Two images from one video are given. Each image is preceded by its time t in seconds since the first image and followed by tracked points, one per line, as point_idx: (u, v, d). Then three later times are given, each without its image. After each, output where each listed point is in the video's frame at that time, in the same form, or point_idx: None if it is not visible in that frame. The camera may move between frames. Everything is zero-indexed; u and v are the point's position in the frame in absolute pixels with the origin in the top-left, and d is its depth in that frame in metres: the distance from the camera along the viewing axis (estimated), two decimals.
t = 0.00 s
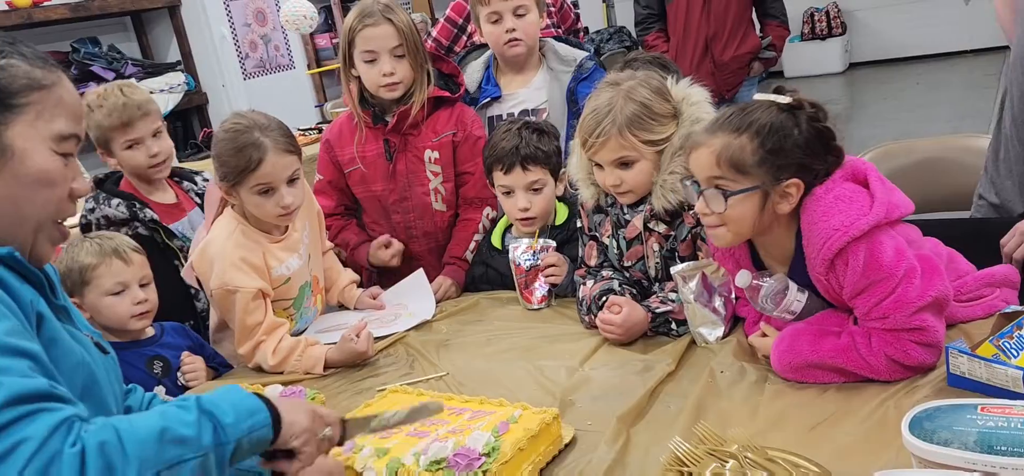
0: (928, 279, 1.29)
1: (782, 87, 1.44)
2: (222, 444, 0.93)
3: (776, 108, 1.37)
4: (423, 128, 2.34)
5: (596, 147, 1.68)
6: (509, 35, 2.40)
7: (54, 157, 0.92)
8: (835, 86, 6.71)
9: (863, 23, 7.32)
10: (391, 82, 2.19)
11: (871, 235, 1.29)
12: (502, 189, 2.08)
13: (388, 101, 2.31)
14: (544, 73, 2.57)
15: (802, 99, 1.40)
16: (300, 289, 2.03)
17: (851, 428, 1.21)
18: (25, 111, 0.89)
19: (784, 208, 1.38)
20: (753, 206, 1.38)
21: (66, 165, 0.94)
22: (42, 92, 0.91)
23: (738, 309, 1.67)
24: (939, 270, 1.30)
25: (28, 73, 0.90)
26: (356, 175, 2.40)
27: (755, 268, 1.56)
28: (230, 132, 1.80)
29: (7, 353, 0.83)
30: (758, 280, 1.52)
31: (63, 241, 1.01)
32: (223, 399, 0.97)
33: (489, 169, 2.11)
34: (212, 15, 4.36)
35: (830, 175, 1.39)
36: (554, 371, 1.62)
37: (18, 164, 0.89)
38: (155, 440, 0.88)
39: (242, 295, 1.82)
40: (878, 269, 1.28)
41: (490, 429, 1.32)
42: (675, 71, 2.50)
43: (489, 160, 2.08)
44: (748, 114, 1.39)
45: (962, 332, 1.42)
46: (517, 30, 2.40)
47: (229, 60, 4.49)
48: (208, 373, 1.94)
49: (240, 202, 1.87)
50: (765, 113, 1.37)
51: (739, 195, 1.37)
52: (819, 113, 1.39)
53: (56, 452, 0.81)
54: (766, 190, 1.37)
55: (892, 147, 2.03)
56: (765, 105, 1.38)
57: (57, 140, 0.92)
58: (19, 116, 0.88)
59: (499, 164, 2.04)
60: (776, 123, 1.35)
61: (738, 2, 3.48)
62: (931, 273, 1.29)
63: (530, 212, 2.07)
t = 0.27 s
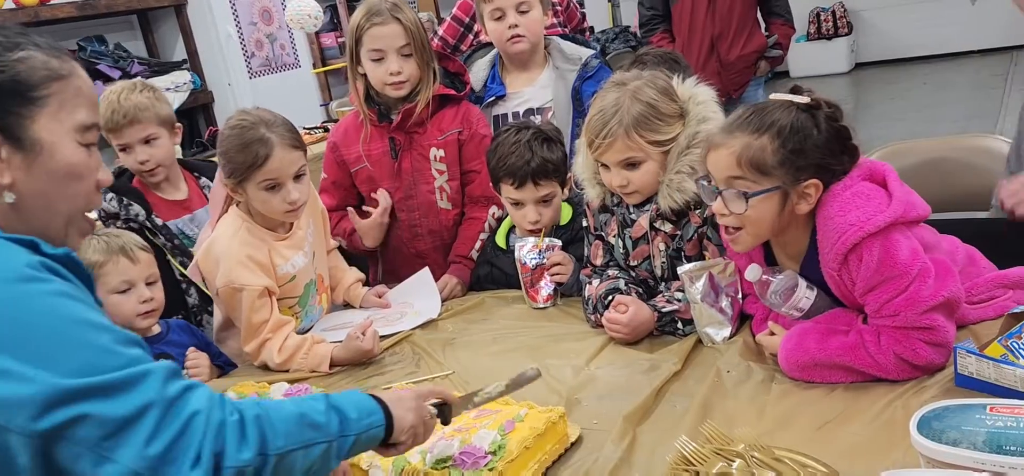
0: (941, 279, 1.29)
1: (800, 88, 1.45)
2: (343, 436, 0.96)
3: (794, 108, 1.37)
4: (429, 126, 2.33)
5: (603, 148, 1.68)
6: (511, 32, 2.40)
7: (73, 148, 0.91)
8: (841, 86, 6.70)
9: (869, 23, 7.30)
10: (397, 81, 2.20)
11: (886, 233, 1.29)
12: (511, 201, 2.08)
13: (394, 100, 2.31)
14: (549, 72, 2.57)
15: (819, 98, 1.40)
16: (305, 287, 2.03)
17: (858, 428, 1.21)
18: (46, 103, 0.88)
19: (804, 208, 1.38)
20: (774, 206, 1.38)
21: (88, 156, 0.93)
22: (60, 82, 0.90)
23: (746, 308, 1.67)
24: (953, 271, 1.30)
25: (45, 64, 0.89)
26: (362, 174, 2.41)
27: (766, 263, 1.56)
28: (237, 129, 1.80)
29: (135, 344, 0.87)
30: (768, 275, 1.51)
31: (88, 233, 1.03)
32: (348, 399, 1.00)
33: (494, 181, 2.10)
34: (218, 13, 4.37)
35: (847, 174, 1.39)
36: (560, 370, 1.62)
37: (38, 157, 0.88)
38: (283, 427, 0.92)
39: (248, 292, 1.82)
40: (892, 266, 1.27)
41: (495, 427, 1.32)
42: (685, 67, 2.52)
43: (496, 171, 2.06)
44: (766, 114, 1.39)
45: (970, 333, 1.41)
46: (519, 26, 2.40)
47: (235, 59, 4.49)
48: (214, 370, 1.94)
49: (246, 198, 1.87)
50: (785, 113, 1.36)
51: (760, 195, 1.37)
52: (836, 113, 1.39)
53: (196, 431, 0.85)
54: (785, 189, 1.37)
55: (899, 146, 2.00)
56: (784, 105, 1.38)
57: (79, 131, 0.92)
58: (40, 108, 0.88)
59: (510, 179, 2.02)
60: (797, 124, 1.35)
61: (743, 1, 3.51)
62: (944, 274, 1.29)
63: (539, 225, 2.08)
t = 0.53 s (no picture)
0: (948, 278, 1.29)
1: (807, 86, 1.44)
2: (374, 423, 1.00)
3: (800, 107, 1.37)
4: (437, 123, 2.33)
5: (610, 148, 1.67)
6: (512, 29, 2.41)
7: (117, 151, 0.91)
8: (847, 85, 6.69)
9: (876, 23, 7.29)
10: (407, 79, 2.22)
11: (891, 233, 1.29)
12: (523, 200, 2.08)
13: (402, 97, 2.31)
14: (551, 71, 2.57)
15: (825, 96, 1.40)
16: (310, 284, 2.03)
17: (865, 428, 1.20)
18: (97, 106, 0.88)
19: (811, 206, 1.38)
20: (781, 205, 1.38)
21: (131, 160, 0.93)
22: (111, 86, 0.90)
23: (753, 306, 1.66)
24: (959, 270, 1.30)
25: (99, 67, 0.88)
26: (371, 171, 2.41)
27: (772, 263, 1.56)
28: (239, 127, 1.80)
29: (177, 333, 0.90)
30: (775, 275, 1.51)
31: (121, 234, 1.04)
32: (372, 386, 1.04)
33: (505, 181, 2.09)
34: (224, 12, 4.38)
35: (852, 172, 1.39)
36: (566, 368, 1.62)
37: (84, 157, 0.88)
38: (320, 409, 0.96)
39: (254, 290, 1.82)
40: (898, 266, 1.27)
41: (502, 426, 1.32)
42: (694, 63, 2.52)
43: (508, 172, 2.05)
44: (773, 113, 1.39)
45: (977, 333, 1.41)
46: (520, 24, 2.40)
47: (241, 57, 4.50)
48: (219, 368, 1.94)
49: (250, 197, 1.87)
50: (791, 112, 1.37)
51: (767, 194, 1.37)
52: (842, 111, 1.39)
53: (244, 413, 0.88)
54: (793, 189, 1.37)
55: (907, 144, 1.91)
56: (790, 104, 1.38)
57: (124, 135, 0.92)
58: (91, 112, 0.87)
59: (524, 179, 2.02)
60: (803, 123, 1.35)
61: None
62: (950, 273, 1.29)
63: (551, 223, 2.08)
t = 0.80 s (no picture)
0: (951, 277, 1.29)
1: (795, 90, 1.43)
2: (388, 395, 0.99)
3: (792, 113, 1.36)
4: (440, 121, 2.33)
5: (615, 149, 1.68)
6: (512, 27, 2.41)
7: (115, 144, 0.91)
8: (853, 85, 6.67)
9: (882, 23, 7.27)
10: (412, 71, 2.21)
11: (891, 234, 1.29)
12: (530, 200, 2.08)
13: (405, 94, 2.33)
14: (554, 68, 2.56)
15: (816, 99, 1.39)
16: (316, 282, 2.04)
17: (871, 427, 1.20)
18: (91, 98, 0.88)
19: (808, 212, 1.38)
20: (778, 213, 1.38)
21: (130, 152, 0.93)
22: (107, 77, 0.89)
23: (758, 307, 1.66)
24: (962, 269, 1.30)
25: (93, 59, 0.88)
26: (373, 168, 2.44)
27: (774, 263, 1.55)
28: (242, 126, 1.81)
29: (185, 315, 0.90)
30: (777, 276, 1.51)
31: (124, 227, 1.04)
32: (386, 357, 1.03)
33: (512, 181, 2.09)
34: (230, 10, 4.38)
35: (849, 174, 1.39)
36: (571, 367, 1.62)
37: (79, 150, 0.88)
38: (336, 381, 0.94)
39: (259, 287, 1.83)
40: (900, 267, 1.27)
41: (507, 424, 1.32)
42: (699, 63, 2.52)
43: (516, 172, 2.05)
44: (765, 120, 1.38)
45: (984, 332, 1.41)
46: (520, 22, 2.40)
47: (247, 55, 4.51)
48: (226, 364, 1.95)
49: (254, 195, 1.87)
50: (782, 118, 1.36)
51: (763, 204, 1.37)
52: (833, 112, 1.38)
53: (258, 387, 0.88)
54: (789, 196, 1.37)
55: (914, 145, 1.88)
56: (781, 109, 1.38)
57: (122, 128, 0.92)
58: (85, 104, 0.87)
59: (532, 180, 2.02)
60: (795, 128, 1.34)
61: None
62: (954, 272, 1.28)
63: (559, 224, 2.09)
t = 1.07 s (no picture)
0: (957, 277, 1.29)
1: (799, 93, 1.43)
2: (377, 411, 1.02)
3: (795, 115, 1.36)
4: (452, 132, 2.33)
5: (623, 152, 1.68)
6: (515, 25, 2.41)
7: (111, 141, 0.91)
8: (860, 85, 6.66)
9: (889, 22, 7.25)
10: (421, 67, 2.19)
11: (898, 235, 1.29)
12: (535, 200, 2.09)
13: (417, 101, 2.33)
14: (559, 67, 2.56)
15: (820, 101, 1.39)
16: (323, 280, 2.04)
17: (878, 428, 1.20)
18: (89, 96, 0.88)
19: (814, 214, 1.38)
20: (783, 217, 1.38)
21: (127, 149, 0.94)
22: (104, 75, 0.90)
23: (764, 307, 1.66)
24: (968, 270, 1.30)
25: (90, 57, 0.89)
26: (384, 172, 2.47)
27: (780, 264, 1.54)
28: (249, 125, 1.82)
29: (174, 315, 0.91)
30: (782, 276, 1.51)
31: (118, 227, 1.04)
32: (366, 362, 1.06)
33: (518, 181, 2.09)
34: (237, 8, 4.39)
35: (854, 175, 1.39)
36: (577, 366, 1.62)
37: (75, 147, 0.89)
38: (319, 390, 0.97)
39: (266, 285, 1.84)
40: (906, 267, 1.27)
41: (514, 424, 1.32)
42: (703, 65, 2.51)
43: (520, 172, 2.05)
44: (769, 123, 1.38)
45: (990, 332, 1.41)
46: (523, 20, 2.40)
47: (253, 54, 4.52)
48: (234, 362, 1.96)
49: (260, 194, 1.88)
50: (786, 120, 1.36)
51: (767, 208, 1.37)
52: (837, 114, 1.38)
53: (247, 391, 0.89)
54: (794, 199, 1.37)
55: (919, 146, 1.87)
56: (785, 111, 1.38)
57: (119, 125, 0.92)
58: (82, 102, 0.88)
59: (536, 179, 2.02)
60: (799, 131, 1.34)
61: None
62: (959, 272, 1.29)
63: (563, 223, 2.09)
